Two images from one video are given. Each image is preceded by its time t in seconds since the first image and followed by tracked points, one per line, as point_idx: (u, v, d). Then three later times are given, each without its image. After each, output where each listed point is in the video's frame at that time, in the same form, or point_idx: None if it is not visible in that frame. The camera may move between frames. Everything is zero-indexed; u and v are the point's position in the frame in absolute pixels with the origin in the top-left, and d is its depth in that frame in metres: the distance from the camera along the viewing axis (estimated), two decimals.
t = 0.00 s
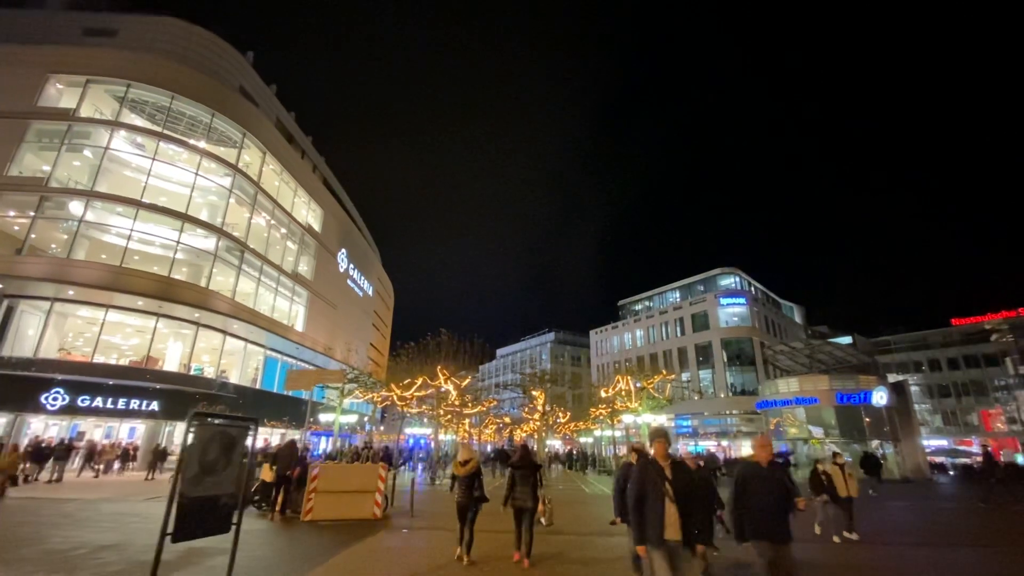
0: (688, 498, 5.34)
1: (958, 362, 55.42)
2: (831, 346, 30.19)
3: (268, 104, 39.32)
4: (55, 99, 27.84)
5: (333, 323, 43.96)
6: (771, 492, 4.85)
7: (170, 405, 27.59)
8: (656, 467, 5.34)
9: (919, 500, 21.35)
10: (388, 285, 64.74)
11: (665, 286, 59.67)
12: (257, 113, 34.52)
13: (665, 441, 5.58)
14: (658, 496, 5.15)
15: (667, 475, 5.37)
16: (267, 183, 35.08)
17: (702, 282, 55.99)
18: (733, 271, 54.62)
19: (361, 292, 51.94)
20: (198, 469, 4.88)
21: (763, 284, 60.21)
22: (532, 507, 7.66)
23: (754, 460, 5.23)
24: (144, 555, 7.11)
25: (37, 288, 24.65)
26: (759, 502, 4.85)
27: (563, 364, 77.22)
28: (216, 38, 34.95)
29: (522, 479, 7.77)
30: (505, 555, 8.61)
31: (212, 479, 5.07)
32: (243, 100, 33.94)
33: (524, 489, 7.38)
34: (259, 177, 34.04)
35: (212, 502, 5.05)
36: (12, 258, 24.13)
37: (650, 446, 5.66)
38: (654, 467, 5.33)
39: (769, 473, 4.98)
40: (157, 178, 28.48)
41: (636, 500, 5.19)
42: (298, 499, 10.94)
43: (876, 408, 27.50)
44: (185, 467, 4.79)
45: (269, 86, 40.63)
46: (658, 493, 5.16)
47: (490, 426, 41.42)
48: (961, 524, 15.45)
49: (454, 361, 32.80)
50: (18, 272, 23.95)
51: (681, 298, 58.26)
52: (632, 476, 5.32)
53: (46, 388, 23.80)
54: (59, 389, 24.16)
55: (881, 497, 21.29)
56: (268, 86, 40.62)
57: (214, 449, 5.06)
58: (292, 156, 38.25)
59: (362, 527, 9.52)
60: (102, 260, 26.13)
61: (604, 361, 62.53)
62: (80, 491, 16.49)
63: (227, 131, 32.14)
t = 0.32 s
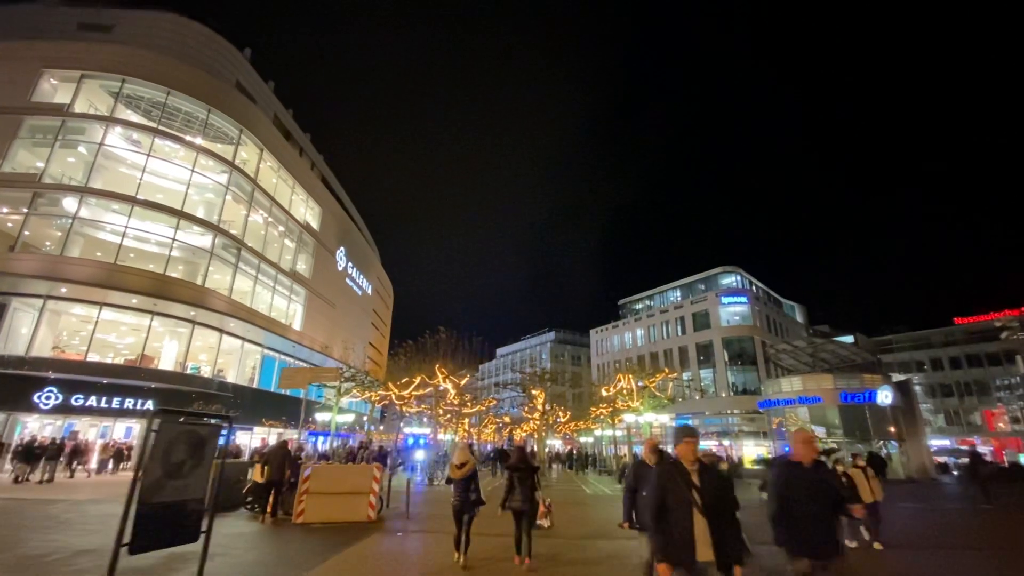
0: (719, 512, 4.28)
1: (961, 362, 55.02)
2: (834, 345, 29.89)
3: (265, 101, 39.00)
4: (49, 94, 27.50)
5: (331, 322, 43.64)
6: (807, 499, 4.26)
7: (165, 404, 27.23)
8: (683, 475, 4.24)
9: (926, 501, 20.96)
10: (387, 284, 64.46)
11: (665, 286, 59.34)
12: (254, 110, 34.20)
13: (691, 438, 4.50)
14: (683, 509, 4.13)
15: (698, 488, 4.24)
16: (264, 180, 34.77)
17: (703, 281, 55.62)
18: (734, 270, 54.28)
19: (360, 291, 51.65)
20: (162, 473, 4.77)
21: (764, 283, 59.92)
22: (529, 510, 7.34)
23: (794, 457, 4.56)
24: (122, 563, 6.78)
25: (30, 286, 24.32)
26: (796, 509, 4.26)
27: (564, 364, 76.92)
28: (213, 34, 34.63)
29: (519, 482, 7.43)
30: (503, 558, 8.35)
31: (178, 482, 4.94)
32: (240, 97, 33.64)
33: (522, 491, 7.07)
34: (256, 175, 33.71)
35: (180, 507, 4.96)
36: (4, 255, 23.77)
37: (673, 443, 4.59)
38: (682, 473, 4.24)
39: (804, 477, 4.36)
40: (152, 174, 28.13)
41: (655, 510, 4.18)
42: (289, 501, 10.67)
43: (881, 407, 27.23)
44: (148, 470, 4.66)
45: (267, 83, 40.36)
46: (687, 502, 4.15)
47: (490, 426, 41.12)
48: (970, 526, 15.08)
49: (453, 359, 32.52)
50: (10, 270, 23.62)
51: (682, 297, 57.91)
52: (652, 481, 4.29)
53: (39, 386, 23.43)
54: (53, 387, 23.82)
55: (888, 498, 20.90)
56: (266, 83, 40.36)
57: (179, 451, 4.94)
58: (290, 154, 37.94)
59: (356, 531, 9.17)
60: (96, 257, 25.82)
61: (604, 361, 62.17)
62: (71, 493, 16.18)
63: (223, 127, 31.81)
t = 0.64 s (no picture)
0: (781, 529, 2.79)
1: (963, 361, 54.68)
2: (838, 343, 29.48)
3: (262, 97, 38.64)
4: (43, 89, 27.15)
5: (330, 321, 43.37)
6: (893, 507, 3.10)
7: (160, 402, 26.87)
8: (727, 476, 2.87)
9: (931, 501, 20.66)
10: (387, 282, 64.23)
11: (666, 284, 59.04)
12: (251, 106, 33.86)
13: (733, 420, 3.08)
14: (722, 518, 2.76)
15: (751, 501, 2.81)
16: (260, 176, 34.42)
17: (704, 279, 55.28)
18: (735, 268, 53.94)
19: (359, 289, 51.38)
20: (111, 470, 4.61)
21: (765, 281, 59.62)
22: (524, 508, 7.03)
23: (868, 456, 3.37)
24: (95, 569, 6.42)
25: (22, 282, 23.98)
26: (880, 521, 3.10)
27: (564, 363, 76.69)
28: (209, 29, 34.30)
29: (514, 479, 7.10)
30: (498, 556, 8.13)
31: (132, 483, 4.80)
32: (236, 92, 33.30)
33: (517, 489, 6.75)
34: (252, 171, 33.38)
35: (135, 511, 4.83)
36: None
37: (711, 430, 3.15)
38: (721, 466, 2.90)
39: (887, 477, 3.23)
40: (147, 170, 27.75)
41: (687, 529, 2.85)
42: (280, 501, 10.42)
43: (884, 406, 26.91)
44: (98, 468, 4.50)
45: (264, 80, 40.06)
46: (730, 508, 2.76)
47: (489, 425, 40.90)
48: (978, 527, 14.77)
49: (451, 356, 32.28)
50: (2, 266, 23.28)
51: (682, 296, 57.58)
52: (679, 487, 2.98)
53: (31, 384, 23.15)
54: (45, 385, 23.49)
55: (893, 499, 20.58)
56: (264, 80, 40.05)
57: (134, 449, 4.79)
58: (287, 150, 37.58)
59: (345, 532, 8.83)
60: (90, 254, 25.49)
61: (604, 360, 61.91)
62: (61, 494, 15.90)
63: (219, 123, 31.46)
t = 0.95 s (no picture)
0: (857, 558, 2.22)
1: (967, 360, 54.38)
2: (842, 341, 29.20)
3: (260, 93, 38.32)
4: (37, 84, 26.87)
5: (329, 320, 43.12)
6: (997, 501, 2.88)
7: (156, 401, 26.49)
8: (787, 488, 2.33)
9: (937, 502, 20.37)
10: (387, 281, 63.98)
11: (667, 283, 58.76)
12: (249, 102, 33.55)
13: (798, 427, 2.53)
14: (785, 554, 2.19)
15: (826, 524, 2.24)
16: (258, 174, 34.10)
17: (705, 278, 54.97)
18: (737, 267, 53.63)
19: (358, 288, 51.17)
20: (64, 471, 4.75)
21: (767, 280, 59.30)
22: (529, 508, 6.73)
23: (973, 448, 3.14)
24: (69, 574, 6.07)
25: (16, 279, 23.70)
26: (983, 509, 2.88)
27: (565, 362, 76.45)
28: (206, 25, 33.99)
29: (516, 479, 6.81)
30: (501, 557, 7.95)
31: (87, 484, 4.93)
32: (234, 89, 33.00)
33: (520, 491, 6.50)
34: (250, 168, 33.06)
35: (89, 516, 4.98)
36: None
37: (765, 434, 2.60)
38: (776, 484, 2.34)
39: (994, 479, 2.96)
40: (143, 167, 27.45)
41: (733, 558, 2.30)
42: (273, 502, 10.13)
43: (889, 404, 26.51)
44: (47, 467, 4.63)
45: (262, 77, 39.78)
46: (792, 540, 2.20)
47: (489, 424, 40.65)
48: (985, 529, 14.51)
49: (451, 355, 31.98)
50: None
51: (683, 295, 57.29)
52: (723, 501, 2.45)
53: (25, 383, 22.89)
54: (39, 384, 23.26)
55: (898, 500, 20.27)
56: (262, 77, 39.77)
57: (91, 447, 4.93)
58: (285, 148, 37.28)
59: (340, 535, 8.53)
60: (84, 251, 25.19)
61: (605, 359, 61.65)
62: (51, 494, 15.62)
63: (216, 119, 31.12)
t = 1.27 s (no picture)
0: None
1: (970, 359, 54.02)
2: (847, 339, 28.80)
3: (258, 89, 37.97)
4: (32, 79, 26.57)
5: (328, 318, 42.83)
6: None
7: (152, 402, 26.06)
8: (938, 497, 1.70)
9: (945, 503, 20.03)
10: (387, 279, 63.69)
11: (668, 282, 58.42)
12: (247, 98, 33.20)
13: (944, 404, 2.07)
14: None
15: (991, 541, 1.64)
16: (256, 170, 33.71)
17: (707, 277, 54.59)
18: (739, 265, 53.26)
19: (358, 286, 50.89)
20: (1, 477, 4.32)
21: (769, 278, 58.91)
22: (532, 510, 6.35)
23: None
24: None
25: (10, 277, 23.42)
26: None
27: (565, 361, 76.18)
28: (203, 20, 33.64)
29: (520, 480, 6.47)
30: (505, 558, 7.72)
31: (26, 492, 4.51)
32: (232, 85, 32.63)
33: (525, 493, 6.20)
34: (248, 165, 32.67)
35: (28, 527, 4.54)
36: None
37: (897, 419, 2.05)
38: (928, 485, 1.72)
39: None
40: (139, 163, 27.11)
41: None
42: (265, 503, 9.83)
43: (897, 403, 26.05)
44: None
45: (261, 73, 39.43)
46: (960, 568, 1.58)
47: (489, 424, 40.37)
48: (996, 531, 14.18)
49: (450, 354, 31.66)
50: None
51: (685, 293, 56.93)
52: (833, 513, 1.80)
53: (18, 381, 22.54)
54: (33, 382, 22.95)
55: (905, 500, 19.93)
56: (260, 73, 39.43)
57: (27, 449, 4.49)
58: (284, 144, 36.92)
59: (335, 538, 8.21)
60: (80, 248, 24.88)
61: (606, 358, 61.35)
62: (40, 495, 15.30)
63: (213, 115, 30.72)
